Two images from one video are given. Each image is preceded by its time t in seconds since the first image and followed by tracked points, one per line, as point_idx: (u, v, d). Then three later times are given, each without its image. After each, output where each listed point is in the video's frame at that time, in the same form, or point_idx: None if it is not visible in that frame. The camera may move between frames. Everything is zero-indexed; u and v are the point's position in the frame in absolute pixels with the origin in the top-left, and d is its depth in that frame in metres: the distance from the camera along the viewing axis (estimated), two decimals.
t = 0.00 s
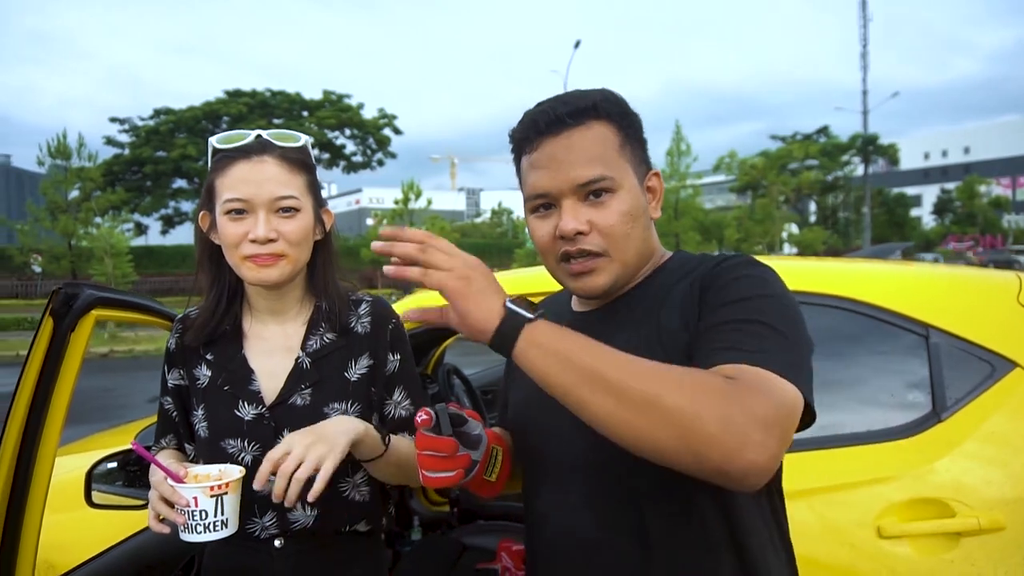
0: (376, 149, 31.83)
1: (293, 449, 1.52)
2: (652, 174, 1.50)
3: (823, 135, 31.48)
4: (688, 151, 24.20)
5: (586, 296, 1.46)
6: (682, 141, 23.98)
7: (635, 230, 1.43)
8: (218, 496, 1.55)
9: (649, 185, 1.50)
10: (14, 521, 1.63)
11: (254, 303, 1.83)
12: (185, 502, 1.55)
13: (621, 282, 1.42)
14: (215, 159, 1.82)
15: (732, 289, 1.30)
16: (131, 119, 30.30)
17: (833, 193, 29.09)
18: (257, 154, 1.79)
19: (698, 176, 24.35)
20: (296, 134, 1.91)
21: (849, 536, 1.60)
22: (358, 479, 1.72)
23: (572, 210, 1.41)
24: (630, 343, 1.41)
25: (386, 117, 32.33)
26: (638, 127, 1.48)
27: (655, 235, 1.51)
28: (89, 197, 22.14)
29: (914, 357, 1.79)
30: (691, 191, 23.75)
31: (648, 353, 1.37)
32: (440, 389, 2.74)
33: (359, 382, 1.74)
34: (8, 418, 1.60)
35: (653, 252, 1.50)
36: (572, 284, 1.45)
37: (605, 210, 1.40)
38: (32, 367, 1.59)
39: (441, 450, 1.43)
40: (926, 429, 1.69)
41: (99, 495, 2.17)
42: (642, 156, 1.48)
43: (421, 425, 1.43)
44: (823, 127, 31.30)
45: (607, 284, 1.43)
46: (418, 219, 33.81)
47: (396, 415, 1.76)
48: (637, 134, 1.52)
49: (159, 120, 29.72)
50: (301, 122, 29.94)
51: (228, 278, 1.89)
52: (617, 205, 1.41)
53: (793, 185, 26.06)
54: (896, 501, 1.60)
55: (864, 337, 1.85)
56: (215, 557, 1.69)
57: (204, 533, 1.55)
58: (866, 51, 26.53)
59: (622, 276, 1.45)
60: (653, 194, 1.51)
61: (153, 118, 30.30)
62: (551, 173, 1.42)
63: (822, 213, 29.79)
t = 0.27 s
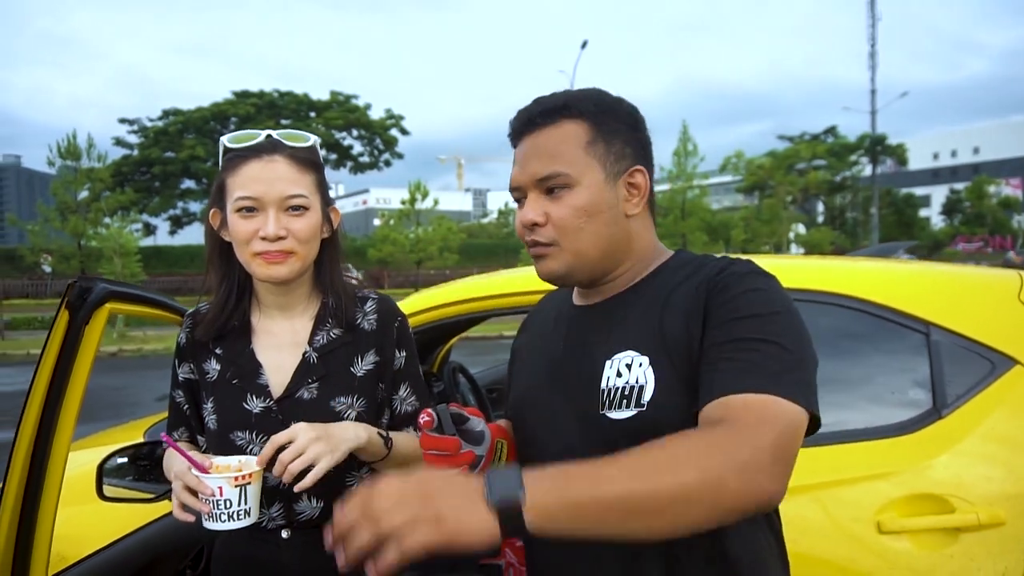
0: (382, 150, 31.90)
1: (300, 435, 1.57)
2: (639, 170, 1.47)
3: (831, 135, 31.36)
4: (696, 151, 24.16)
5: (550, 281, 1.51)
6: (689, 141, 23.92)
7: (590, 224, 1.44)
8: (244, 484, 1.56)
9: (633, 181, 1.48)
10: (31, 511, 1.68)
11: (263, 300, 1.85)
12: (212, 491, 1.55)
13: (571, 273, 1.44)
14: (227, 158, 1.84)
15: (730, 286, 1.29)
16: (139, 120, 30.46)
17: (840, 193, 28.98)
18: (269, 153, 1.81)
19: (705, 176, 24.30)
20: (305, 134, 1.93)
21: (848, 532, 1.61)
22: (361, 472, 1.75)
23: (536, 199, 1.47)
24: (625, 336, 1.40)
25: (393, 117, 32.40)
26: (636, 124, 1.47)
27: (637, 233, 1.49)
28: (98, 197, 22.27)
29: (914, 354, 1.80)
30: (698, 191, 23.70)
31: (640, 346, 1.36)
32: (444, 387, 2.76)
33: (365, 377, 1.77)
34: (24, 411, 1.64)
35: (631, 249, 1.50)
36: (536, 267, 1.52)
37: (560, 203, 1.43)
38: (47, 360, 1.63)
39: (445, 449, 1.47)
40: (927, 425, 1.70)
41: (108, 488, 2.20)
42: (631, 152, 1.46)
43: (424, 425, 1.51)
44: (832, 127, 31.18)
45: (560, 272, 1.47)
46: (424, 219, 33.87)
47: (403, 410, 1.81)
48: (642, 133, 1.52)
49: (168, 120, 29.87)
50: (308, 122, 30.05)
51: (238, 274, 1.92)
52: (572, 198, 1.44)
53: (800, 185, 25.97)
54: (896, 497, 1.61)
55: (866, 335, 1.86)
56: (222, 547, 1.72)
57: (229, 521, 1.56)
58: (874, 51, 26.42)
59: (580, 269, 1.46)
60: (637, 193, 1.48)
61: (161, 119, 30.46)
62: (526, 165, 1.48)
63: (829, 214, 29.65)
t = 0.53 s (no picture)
0: (387, 150, 31.98)
1: (347, 433, 1.63)
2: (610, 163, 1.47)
3: (836, 136, 31.29)
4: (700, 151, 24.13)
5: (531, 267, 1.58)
6: (694, 141, 23.91)
7: (551, 210, 1.48)
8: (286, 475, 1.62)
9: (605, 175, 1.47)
10: (48, 504, 1.72)
11: (272, 297, 1.88)
12: (253, 480, 1.59)
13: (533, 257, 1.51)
14: (240, 161, 1.87)
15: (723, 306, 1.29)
16: (146, 121, 30.61)
17: (846, 193, 28.92)
18: (282, 156, 1.84)
19: (710, 176, 24.30)
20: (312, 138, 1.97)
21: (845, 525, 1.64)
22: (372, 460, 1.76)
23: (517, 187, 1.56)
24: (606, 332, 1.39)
25: (398, 118, 32.46)
26: (624, 121, 1.47)
27: (613, 228, 1.49)
28: (106, 198, 22.39)
29: (911, 351, 1.83)
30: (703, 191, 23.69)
31: (623, 345, 1.35)
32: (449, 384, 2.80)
33: (375, 370, 1.81)
34: (40, 405, 1.68)
35: (607, 244, 1.49)
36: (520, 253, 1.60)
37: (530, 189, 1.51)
38: (63, 356, 1.66)
39: (450, 438, 1.52)
40: (923, 421, 1.73)
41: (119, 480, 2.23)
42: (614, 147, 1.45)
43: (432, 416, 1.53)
44: (837, 127, 31.08)
45: (528, 256, 1.54)
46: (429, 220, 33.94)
47: (413, 398, 1.85)
48: (648, 133, 1.51)
49: (174, 121, 30.00)
50: (314, 123, 30.15)
51: (248, 272, 1.94)
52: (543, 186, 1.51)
53: (805, 186, 25.93)
54: (892, 492, 1.64)
55: (863, 332, 1.88)
56: (235, 538, 1.73)
57: (269, 509, 1.62)
58: (880, 51, 26.36)
59: (544, 253, 1.52)
60: (609, 186, 1.47)
61: (167, 120, 30.60)
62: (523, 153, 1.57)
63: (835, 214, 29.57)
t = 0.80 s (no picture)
0: (391, 150, 32.04)
1: (358, 418, 1.65)
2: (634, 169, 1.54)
3: (840, 136, 31.24)
4: (704, 152, 24.12)
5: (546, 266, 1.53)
6: (697, 142, 23.91)
7: (595, 209, 1.49)
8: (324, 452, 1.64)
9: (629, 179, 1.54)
10: (61, 496, 1.75)
11: (278, 295, 1.92)
12: (299, 454, 1.62)
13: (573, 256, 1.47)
14: (245, 163, 1.90)
15: (715, 299, 1.33)
16: (151, 121, 30.72)
17: (850, 194, 28.88)
18: (287, 157, 1.88)
19: (713, 176, 24.29)
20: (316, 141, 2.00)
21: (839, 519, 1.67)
22: (375, 448, 1.81)
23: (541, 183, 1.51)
24: (600, 325, 1.42)
25: (402, 118, 32.52)
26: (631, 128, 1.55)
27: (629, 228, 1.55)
28: (111, 198, 22.48)
29: (905, 349, 1.86)
30: (706, 192, 23.69)
31: (616, 337, 1.38)
32: (451, 382, 2.84)
33: (377, 363, 1.85)
34: (54, 398, 1.72)
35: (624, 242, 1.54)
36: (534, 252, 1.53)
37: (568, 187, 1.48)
38: (76, 352, 1.70)
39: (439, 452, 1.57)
40: (916, 417, 1.75)
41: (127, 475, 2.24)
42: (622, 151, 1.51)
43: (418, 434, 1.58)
44: (841, 128, 31.03)
45: (558, 255, 1.50)
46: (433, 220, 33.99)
47: (408, 390, 1.90)
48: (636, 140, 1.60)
49: (179, 122, 30.11)
50: (318, 124, 30.22)
51: (253, 270, 1.97)
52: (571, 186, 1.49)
53: (809, 186, 25.90)
54: (885, 486, 1.67)
55: (856, 329, 1.92)
56: (243, 528, 1.77)
57: (302, 485, 1.64)
58: (884, 50, 26.30)
59: (580, 253, 1.50)
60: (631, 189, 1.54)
61: (172, 121, 30.71)
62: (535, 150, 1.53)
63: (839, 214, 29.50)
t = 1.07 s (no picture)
0: (389, 151, 32.06)
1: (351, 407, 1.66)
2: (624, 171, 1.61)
3: (837, 137, 31.34)
4: (701, 153, 24.18)
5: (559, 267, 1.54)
6: (694, 143, 23.98)
7: (608, 210, 1.52)
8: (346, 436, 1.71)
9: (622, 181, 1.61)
10: (68, 488, 1.78)
11: (280, 291, 1.94)
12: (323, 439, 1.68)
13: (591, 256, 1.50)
14: (248, 164, 1.93)
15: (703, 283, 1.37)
16: (149, 121, 30.71)
17: (847, 195, 28.97)
18: (289, 157, 1.91)
19: (710, 177, 24.36)
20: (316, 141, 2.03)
21: (828, 513, 1.70)
22: (372, 439, 1.84)
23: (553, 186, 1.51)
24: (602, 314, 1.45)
25: (400, 119, 32.52)
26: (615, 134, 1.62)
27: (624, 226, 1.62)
28: (108, 198, 22.46)
29: (893, 345, 1.89)
30: (703, 192, 23.75)
31: (618, 325, 1.42)
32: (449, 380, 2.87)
33: (374, 357, 1.88)
34: (61, 392, 1.75)
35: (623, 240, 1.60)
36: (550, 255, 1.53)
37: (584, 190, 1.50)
38: (82, 345, 1.73)
39: (428, 435, 1.55)
40: (902, 413, 1.79)
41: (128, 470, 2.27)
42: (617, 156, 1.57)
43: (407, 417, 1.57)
44: (838, 129, 31.10)
45: (578, 256, 1.51)
46: (430, 220, 34.02)
47: (405, 382, 1.91)
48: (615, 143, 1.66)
49: (176, 122, 30.11)
50: (315, 124, 30.22)
51: (257, 267, 1.99)
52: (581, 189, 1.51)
53: (806, 187, 25.98)
54: (873, 479, 1.71)
55: (845, 327, 1.95)
56: (245, 521, 1.80)
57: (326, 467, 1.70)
58: (881, 52, 26.37)
59: (595, 253, 1.52)
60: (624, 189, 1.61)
61: (170, 121, 30.68)
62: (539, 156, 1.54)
63: (835, 216, 29.58)
